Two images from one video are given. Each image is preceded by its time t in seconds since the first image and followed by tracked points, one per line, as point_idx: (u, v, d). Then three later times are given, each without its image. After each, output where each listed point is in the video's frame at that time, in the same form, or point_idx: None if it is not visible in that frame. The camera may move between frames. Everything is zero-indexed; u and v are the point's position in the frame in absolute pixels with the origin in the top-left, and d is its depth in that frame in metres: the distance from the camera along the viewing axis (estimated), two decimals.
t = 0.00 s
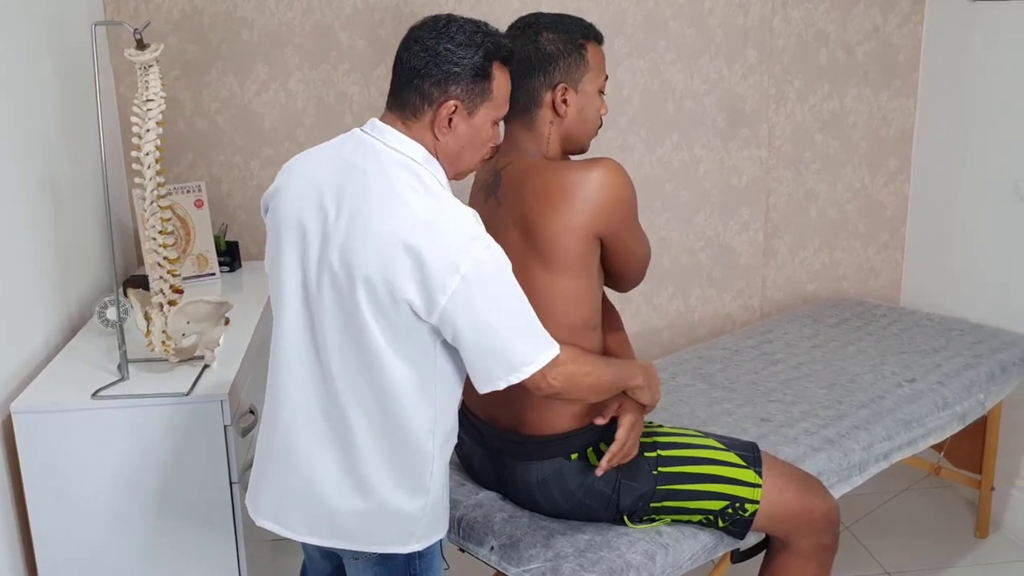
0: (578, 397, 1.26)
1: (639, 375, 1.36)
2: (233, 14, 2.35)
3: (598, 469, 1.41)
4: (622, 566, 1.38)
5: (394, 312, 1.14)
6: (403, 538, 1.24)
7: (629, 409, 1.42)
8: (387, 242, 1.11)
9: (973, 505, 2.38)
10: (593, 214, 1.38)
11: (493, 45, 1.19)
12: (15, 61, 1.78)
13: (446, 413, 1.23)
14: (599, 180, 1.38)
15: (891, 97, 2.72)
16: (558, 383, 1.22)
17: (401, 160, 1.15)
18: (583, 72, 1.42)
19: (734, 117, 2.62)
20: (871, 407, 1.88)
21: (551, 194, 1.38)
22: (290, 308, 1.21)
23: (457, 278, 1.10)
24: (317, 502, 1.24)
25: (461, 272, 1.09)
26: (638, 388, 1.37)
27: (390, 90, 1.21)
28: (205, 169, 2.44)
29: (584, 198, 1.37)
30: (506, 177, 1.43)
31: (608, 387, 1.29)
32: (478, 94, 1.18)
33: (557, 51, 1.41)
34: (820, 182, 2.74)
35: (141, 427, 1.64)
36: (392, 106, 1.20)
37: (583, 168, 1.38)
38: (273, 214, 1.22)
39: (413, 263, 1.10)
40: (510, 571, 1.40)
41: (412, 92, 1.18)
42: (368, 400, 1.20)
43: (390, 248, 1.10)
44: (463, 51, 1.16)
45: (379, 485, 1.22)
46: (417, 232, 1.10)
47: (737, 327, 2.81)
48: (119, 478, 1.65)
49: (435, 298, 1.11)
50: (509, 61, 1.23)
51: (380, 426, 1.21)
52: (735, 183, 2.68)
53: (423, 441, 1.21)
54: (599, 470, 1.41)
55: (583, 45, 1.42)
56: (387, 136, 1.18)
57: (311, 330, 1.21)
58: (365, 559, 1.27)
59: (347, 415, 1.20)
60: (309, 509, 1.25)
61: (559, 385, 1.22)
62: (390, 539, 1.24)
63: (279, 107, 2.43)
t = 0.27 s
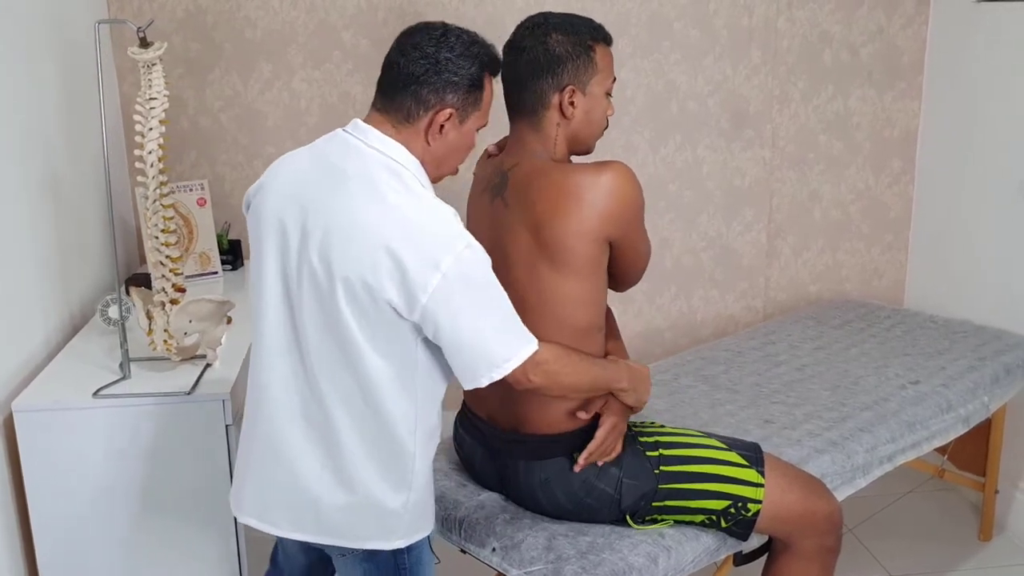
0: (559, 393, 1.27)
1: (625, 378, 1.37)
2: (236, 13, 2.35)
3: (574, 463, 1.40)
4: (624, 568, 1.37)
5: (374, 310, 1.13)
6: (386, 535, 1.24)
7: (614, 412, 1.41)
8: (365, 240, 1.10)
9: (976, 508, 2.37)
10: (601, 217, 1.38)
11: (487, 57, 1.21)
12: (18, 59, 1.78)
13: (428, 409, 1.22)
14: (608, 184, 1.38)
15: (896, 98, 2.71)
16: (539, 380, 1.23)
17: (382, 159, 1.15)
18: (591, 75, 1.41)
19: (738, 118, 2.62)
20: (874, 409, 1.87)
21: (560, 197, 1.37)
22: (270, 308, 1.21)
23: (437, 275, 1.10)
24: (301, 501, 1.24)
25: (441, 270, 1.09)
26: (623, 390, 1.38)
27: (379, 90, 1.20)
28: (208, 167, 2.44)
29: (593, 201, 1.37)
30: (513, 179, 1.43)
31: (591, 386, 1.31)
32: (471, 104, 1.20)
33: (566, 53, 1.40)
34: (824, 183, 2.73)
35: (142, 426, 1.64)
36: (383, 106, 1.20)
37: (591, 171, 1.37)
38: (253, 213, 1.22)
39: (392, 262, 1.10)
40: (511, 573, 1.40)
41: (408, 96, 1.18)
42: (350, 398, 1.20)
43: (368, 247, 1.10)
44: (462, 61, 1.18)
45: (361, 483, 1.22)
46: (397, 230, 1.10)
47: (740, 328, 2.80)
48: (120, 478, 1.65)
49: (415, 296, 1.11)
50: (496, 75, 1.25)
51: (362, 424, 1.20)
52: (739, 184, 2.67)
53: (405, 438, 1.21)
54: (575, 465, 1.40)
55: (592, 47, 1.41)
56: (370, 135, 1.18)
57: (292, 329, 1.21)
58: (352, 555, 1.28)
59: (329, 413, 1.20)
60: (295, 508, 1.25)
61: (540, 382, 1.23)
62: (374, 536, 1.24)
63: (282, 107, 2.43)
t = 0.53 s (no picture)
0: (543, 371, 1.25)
1: (617, 365, 1.35)
2: (241, 12, 2.34)
3: (551, 438, 1.40)
4: (633, 571, 1.36)
5: (326, 306, 1.13)
6: (343, 530, 1.24)
7: (604, 402, 1.40)
8: (318, 236, 1.10)
9: (981, 510, 2.37)
10: (610, 218, 1.38)
11: (445, 70, 1.22)
12: (24, 58, 1.77)
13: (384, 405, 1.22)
14: (618, 185, 1.38)
15: (901, 100, 2.70)
16: (518, 356, 1.22)
17: (339, 159, 1.16)
18: (601, 77, 1.41)
19: (743, 119, 2.61)
20: (881, 412, 1.87)
21: (568, 198, 1.37)
22: (226, 306, 1.21)
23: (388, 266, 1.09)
24: (260, 496, 1.25)
25: (393, 259, 1.09)
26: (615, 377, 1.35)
27: (341, 101, 1.22)
28: (212, 167, 2.43)
29: (602, 202, 1.37)
30: (522, 180, 1.43)
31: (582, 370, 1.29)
32: (428, 113, 1.21)
33: (577, 54, 1.39)
34: (828, 185, 2.73)
35: (150, 426, 1.63)
36: (342, 116, 1.21)
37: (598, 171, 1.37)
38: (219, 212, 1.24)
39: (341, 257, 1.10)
40: None
41: (366, 103, 1.19)
42: (303, 394, 1.19)
43: (319, 242, 1.10)
44: (418, 72, 1.19)
45: (317, 479, 1.22)
46: (349, 224, 1.10)
47: (744, 329, 2.80)
48: (127, 479, 1.64)
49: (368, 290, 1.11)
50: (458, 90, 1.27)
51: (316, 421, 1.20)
52: (744, 185, 2.67)
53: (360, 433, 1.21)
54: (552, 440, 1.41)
55: (603, 50, 1.41)
56: (328, 136, 1.19)
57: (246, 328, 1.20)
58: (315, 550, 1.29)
59: (283, 410, 1.20)
60: (255, 504, 1.25)
61: (521, 357, 1.22)
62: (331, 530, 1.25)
63: (287, 106, 2.42)
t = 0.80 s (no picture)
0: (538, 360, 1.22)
1: (616, 361, 1.31)
2: (249, 11, 2.34)
3: (550, 425, 1.40)
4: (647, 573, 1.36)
5: (297, 297, 1.14)
6: (302, 532, 1.22)
7: (607, 400, 1.39)
8: (299, 226, 1.12)
9: (991, 511, 2.36)
10: (618, 219, 1.37)
11: (434, 78, 1.23)
12: (34, 57, 1.77)
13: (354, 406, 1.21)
14: (625, 186, 1.37)
15: (910, 99, 2.69)
16: (512, 344, 1.20)
17: (329, 157, 1.18)
18: (610, 77, 1.40)
19: (751, 118, 2.61)
20: (892, 412, 1.86)
21: (574, 198, 1.36)
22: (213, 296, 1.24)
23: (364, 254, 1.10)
24: (225, 493, 1.24)
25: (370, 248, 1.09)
26: (615, 373, 1.31)
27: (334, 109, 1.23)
28: (219, 166, 2.43)
29: (609, 203, 1.36)
30: (530, 181, 1.42)
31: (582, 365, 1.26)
32: (417, 119, 1.21)
33: (586, 54, 1.39)
34: (837, 185, 2.72)
35: (160, 426, 1.63)
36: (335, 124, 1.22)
37: (604, 172, 1.37)
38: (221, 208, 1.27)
39: (320, 246, 1.10)
40: None
41: (356, 111, 1.20)
42: (273, 389, 1.19)
43: (299, 231, 1.11)
44: (406, 79, 1.20)
45: (281, 476, 1.21)
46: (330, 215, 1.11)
47: (752, 329, 2.80)
48: (137, 479, 1.64)
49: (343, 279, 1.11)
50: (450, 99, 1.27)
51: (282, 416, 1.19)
52: (752, 185, 2.66)
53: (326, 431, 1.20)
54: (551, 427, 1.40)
55: (612, 50, 1.40)
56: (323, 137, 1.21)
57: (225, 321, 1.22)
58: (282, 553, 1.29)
59: (251, 402, 1.20)
60: (220, 500, 1.25)
61: (515, 345, 1.20)
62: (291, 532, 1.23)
63: (294, 106, 2.42)
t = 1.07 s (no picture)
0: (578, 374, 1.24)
1: (647, 367, 1.34)
2: (254, 10, 2.33)
3: (573, 433, 1.39)
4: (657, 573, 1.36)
5: (337, 322, 1.14)
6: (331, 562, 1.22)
7: (628, 401, 1.40)
8: (342, 249, 1.11)
9: (994, 511, 2.37)
10: (629, 220, 1.36)
11: (474, 104, 1.24)
12: (41, 54, 1.76)
13: (385, 434, 1.21)
14: (636, 185, 1.36)
15: (914, 100, 2.69)
16: (551, 362, 1.21)
17: (369, 179, 1.18)
18: (618, 76, 1.39)
19: (756, 119, 2.61)
20: (899, 413, 1.86)
21: (585, 198, 1.36)
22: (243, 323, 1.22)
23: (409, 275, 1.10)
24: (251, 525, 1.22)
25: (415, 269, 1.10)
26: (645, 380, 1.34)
27: (371, 137, 1.23)
28: (224, 165, 2.42)
29: (620, 203, 1.36)
30: (538, 181, 1.42)
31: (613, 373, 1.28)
32: (460, 144, 1.22)
33: (594, 53, 1.38)
34: (841, 186, 2.72)
35: (169, 425, 1.63)
36: (376, 150, 1.22)
37: (615, 172, 1.36)
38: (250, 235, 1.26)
39: (365, 269, 1.11)
40: None
41: (399, 137, 1.20)
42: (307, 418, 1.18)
43: (343, 256, 1.11)
44: (449, 105, 1.21)
45: (311, 507, 1.20)
46: (372, 239, 1.11)
47: (755, 330, 2.80)
48: (145, 478, 1.63)
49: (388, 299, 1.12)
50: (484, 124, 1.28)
51: (316, 445, 1.18)
52: (756, 185, 2.67)
53: (359, 459, 1.20)
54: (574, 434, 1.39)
55: (620, 49, 1.39)
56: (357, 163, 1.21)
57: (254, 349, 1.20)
58: None
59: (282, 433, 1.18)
60: (244, 532, 1.23)
61: (557, 362, 1.21)
62: (319, 562, 1.22)
63: (299, 105, 2.41)
